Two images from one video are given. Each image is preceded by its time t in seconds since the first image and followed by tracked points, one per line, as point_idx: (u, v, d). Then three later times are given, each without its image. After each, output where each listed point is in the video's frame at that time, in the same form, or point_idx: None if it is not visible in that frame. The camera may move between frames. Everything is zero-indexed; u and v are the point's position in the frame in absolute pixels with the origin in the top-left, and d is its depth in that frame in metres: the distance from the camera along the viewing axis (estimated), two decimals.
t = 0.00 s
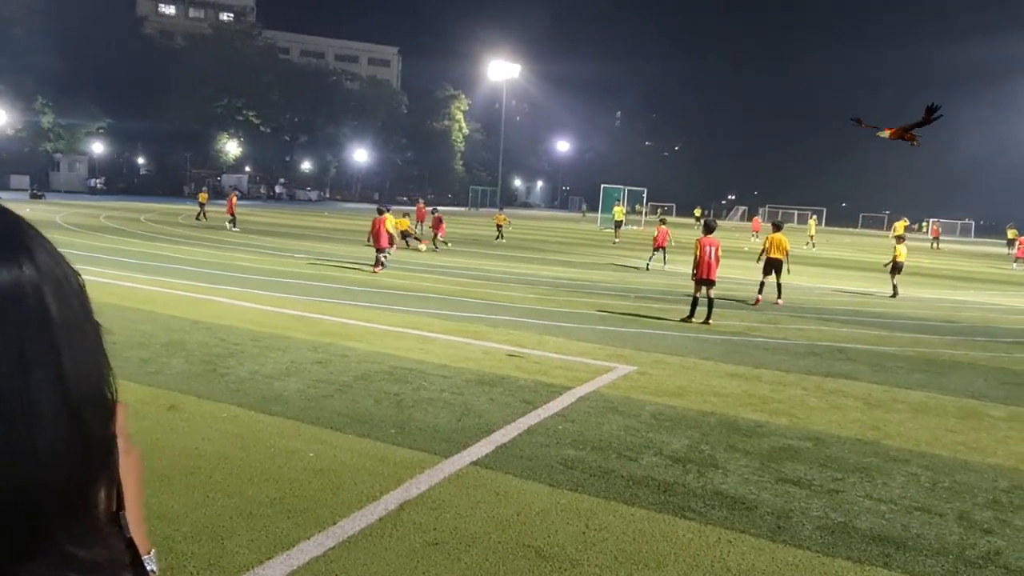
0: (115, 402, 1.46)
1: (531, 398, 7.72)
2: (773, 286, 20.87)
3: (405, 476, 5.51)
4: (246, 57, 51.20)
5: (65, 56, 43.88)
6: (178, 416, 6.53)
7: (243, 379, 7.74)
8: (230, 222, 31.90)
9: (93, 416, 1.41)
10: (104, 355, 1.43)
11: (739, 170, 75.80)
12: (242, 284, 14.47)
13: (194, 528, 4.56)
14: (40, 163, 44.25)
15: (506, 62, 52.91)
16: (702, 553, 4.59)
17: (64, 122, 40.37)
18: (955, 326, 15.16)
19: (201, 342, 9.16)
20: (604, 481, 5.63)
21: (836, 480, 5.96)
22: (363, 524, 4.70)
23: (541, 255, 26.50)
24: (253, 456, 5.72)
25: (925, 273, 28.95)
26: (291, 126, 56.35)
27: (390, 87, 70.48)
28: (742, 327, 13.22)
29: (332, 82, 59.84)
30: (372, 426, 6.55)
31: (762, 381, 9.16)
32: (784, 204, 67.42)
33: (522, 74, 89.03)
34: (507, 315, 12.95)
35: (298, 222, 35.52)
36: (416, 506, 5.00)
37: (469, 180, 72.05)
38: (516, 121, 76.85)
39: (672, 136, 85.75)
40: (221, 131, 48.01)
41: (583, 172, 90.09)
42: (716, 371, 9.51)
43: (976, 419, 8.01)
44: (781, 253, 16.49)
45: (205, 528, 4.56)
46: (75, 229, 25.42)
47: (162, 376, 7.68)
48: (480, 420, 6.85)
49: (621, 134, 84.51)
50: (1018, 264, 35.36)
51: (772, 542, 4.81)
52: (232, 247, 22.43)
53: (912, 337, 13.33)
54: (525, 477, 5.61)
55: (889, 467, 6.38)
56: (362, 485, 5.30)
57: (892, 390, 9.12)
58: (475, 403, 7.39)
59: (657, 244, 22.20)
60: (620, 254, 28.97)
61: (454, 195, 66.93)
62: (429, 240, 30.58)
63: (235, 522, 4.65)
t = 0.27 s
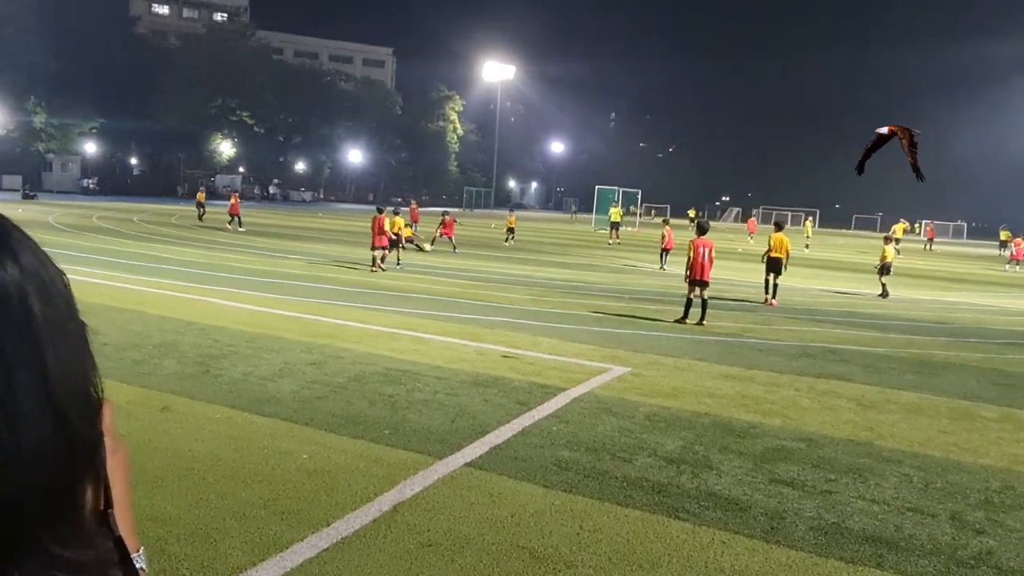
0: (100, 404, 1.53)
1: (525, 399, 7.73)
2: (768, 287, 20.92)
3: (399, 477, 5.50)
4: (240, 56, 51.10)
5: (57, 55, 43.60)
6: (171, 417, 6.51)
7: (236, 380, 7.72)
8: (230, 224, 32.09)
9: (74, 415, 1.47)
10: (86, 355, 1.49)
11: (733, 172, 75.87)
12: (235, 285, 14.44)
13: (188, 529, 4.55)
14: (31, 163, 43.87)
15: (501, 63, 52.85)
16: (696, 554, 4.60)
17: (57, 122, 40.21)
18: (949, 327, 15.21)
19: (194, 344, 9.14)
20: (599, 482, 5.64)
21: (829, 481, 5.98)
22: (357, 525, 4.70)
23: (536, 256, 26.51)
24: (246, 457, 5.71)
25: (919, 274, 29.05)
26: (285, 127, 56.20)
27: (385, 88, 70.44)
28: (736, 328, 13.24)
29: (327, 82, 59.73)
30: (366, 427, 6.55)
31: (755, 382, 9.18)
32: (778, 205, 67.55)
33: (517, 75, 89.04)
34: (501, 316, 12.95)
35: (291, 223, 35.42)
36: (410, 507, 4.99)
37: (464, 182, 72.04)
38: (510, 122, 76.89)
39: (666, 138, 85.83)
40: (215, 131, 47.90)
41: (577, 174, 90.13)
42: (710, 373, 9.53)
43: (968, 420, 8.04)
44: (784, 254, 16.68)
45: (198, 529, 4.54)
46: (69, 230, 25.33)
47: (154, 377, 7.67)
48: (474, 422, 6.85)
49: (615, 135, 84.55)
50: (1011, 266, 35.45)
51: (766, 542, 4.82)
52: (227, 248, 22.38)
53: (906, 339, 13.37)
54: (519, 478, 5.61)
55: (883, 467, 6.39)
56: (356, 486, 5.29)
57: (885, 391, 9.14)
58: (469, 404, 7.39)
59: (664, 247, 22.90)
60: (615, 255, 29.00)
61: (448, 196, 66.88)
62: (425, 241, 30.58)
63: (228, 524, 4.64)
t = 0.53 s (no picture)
0: (87, 403, 1.53)
1: (520, 399, 7.74)
2: (762, 288, 20.96)
3: (393, 478, 5.50)
4: (235, 57, 50.95)
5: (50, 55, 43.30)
6: (165, 418, 6.50)
7: (230, 382, 7.70)
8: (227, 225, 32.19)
9: (61, 416, 1.47)
10: (73, 354, 1.49)
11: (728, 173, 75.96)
12: (229, 286, 14.41)
13: (182, 530, 4.54)
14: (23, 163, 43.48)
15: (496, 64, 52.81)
16: (690, 555, 4.61)
17: (49, 122, 39.94)
18: (942, 328, 15.26)
19: (187, 344, 9.11)
20: (592, 483, 5.65)
21: (823, 482, 5.99)
22: (351, 526, 4.69)
23: (531, 257, 26.51)
24: (241, 458, 5.70)
25: (911, 275, 29.15)
26: (279, 128, 56.06)
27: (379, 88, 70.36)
28: (731, 329, 13.25)
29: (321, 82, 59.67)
30: (360, 429, 6.54)
31: (750, 383, 9.19)
32: (772, 206, 67.66)
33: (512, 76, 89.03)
34: (495, 317, 12.96)
35: (285, 224, 35.31)
36: (405, 508, 4.99)
37: (458, 183, 71.89)
38: (505, 123, 76.79)
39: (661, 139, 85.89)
40: (209, 131, 47.74)
41: (571, 175, 90.12)
42: (704, 374, 9.54)
43: (960, 421, 8.07)
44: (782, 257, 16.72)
45: (192, 531, 4.53)
46: (60, 230, 25.23)
47: (147, 379, 7.64)
48: (469, 422, 6.85)
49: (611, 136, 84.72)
50: (1003, 268, 35.55)
51: (759, 543, 4.83)
52: (220, 249, 22.30)
53: (899, 340, 13.41)
54: (514, 479, 5.61)
55: (877, 468, 6.41)
56: (351, 487, 5.29)
57: (878, 392, 9.17)
58: (464, 405, 7.38)
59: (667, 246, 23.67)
60: (609, 257, 29.01)
61: (443, 197, 66.78)
62: (420, 242, 30.55)
63: (222, 525, 4.62)
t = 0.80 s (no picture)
0: (78, 403, 1.53)
1: (516, 401, 7.74)
2: (756, 290, 21.01)
3: (389, 479, 5.50)
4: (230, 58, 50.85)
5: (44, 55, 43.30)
6: (159, 420, 6.48)
7: (225, 382, 7.69)
8: (217, 224, 32.33)
9: (53, 417, 1.48)
10: (65, 354, 1.49)
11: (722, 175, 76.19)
12: (224, 287, 14.38)
13: (177, 532, 4.53)
14: (17, 163, 43.41)
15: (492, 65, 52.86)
16: (685, 555, 4.62)
17: (44, 122, 39.74)
18: (935, 329, 15.32)
19: (182, 346, 9.10)
20: (587, 484, 5.65)
21: (816, 483, 6.01)
22: (347, 528, 4.69)
23: (526, 258, 26.52)
24: (235, 459, 5.70)
25: (906, 277, 29.25)
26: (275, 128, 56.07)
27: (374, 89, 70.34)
28: (726, 331, 13.29)
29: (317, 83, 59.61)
30: (356, 429, 6.54)
31: (744, 384, 9.22)
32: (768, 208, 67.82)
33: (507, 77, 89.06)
34: (491, 318, 12.95)
35: (280, 225, 35.24)
36: (400, 510, 4.99)
37: (454, 183, 71.87)
38: (501, 124, 76.74)
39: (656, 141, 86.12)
40: (205, 132, 47.60)
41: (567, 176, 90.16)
42: (699, 375, 9.56)
43: (954, 422, 8.10)
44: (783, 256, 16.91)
45: (186, 533, 4.52)
46: (54, 231, 25.15)
47: (142, 380, 7.62)
48: (464, 424, 6.85)
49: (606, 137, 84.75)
50: (996, 270, 35.66)
51: (754, 544, 4.84)
52: (214, 249, 22.26)
53: (893, 341, 13.46)
54: (509, 480, 5.62)
55: (870, 469, 6.43)
56: (346, 489, 5.28)
57: (873, 393, 9.20)
58: (459, 406, 7.38)
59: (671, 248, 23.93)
60: (605, 258, 29.04)
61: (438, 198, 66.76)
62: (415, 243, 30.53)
63: (217, 527, 4.62)
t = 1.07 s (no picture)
0: (70, 404, 1.53)
1: (511, 402, 7.74)
2: (751, 290, 21.06)
3: (384, 480, 5.49)
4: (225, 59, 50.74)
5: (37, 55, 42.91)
6: (153, 422, 6.46)
7: (219, 384, 7.68)
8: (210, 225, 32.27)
9: (47, 418, 1.48)
10: (58, 356, 1.50)
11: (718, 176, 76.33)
12: (218, 288, 14.36)
13: (172, 533, 4.53)
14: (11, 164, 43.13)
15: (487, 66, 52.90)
16: (680, 556, 4.62)
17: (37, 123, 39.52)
18: (929, 330, 15.37)
19: (177, 347, 9.07)
20: (583, 484, 5.66)
21: (811, 483, 6.02)
22: (342, 529, 4.68)
23: (522, 259, 26.53)
24: (230, 461, 5.69)
25: (900, 278, 29.35)
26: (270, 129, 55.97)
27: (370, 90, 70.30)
28: (721, 331, 13.30)
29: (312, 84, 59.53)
30: (351, 431, 6.52)
31: (739, 385, 9.23)
32: (762, 209, 67.94)
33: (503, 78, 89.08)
34: (486, 319, 12.95)
35: (275, 226, 35.19)
36: (395, 511, 4.99)
37: (449, 184, 71.85)
38: (496, 125, 76.73)
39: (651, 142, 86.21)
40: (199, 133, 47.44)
41: (562, 177, 90.19)
42: (694, 375, 9.58)
43: (948, 422, 8.13)
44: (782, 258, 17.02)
45: (179, 535, 4.51)
46: (48, 231, 25.07)
47: (137, 381, 7.60)
48: (460, 425, 6.85)
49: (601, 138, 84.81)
50: (990, 271, 35.79)
51: (749, 544, 4.85)
52: (209, 250, 22.22)
53: (887, 342, 13.50)
54: (505, 482, 5.61)
55: (865, 469, 6.45)
56: (340, 490, 5.28)
57: (867, 394, 9.23)
58: (455, 408, 7.37)
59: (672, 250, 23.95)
60: (600, 259, 29.07)
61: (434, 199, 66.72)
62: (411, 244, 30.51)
63: (212, 528, 4.62)
